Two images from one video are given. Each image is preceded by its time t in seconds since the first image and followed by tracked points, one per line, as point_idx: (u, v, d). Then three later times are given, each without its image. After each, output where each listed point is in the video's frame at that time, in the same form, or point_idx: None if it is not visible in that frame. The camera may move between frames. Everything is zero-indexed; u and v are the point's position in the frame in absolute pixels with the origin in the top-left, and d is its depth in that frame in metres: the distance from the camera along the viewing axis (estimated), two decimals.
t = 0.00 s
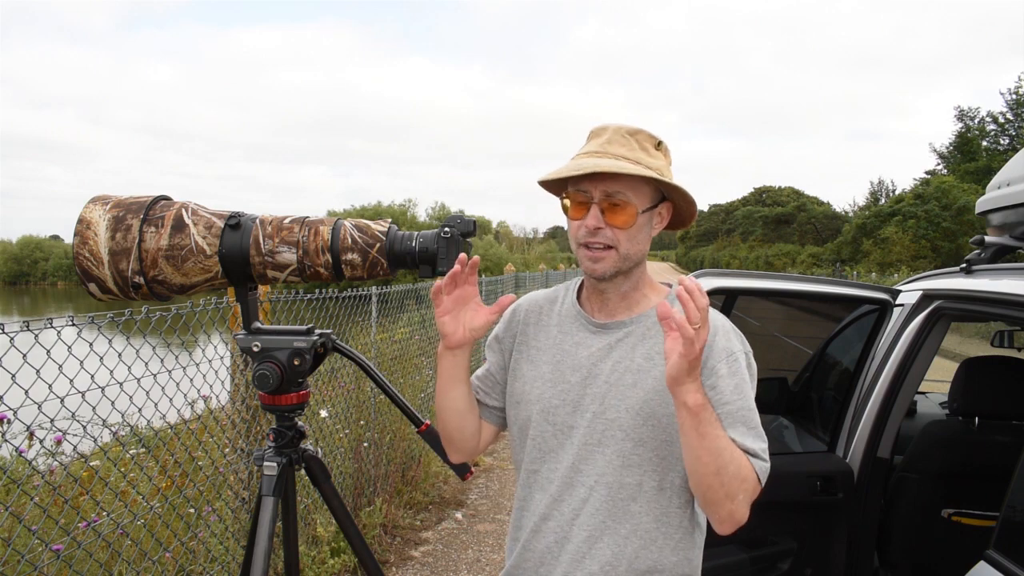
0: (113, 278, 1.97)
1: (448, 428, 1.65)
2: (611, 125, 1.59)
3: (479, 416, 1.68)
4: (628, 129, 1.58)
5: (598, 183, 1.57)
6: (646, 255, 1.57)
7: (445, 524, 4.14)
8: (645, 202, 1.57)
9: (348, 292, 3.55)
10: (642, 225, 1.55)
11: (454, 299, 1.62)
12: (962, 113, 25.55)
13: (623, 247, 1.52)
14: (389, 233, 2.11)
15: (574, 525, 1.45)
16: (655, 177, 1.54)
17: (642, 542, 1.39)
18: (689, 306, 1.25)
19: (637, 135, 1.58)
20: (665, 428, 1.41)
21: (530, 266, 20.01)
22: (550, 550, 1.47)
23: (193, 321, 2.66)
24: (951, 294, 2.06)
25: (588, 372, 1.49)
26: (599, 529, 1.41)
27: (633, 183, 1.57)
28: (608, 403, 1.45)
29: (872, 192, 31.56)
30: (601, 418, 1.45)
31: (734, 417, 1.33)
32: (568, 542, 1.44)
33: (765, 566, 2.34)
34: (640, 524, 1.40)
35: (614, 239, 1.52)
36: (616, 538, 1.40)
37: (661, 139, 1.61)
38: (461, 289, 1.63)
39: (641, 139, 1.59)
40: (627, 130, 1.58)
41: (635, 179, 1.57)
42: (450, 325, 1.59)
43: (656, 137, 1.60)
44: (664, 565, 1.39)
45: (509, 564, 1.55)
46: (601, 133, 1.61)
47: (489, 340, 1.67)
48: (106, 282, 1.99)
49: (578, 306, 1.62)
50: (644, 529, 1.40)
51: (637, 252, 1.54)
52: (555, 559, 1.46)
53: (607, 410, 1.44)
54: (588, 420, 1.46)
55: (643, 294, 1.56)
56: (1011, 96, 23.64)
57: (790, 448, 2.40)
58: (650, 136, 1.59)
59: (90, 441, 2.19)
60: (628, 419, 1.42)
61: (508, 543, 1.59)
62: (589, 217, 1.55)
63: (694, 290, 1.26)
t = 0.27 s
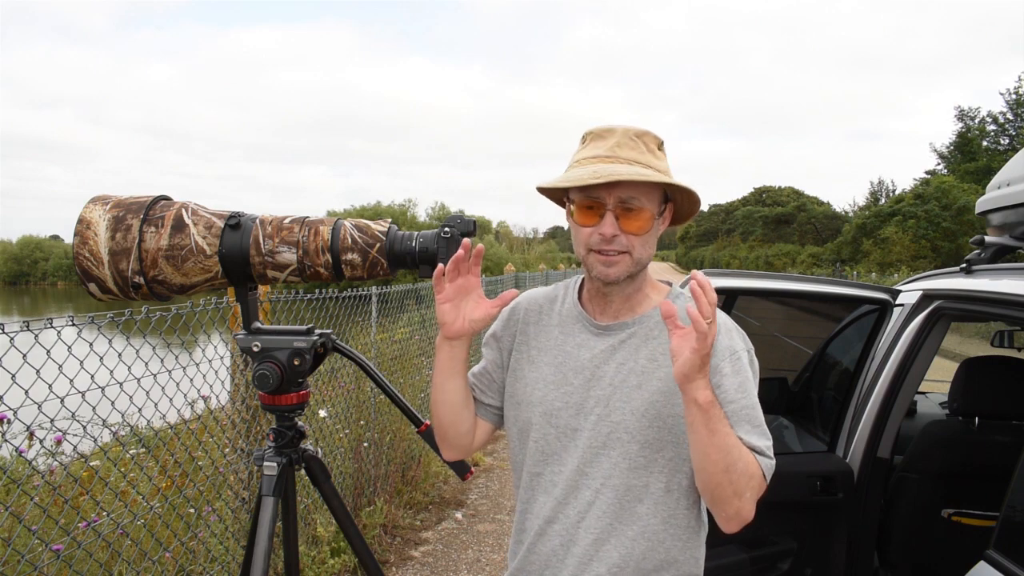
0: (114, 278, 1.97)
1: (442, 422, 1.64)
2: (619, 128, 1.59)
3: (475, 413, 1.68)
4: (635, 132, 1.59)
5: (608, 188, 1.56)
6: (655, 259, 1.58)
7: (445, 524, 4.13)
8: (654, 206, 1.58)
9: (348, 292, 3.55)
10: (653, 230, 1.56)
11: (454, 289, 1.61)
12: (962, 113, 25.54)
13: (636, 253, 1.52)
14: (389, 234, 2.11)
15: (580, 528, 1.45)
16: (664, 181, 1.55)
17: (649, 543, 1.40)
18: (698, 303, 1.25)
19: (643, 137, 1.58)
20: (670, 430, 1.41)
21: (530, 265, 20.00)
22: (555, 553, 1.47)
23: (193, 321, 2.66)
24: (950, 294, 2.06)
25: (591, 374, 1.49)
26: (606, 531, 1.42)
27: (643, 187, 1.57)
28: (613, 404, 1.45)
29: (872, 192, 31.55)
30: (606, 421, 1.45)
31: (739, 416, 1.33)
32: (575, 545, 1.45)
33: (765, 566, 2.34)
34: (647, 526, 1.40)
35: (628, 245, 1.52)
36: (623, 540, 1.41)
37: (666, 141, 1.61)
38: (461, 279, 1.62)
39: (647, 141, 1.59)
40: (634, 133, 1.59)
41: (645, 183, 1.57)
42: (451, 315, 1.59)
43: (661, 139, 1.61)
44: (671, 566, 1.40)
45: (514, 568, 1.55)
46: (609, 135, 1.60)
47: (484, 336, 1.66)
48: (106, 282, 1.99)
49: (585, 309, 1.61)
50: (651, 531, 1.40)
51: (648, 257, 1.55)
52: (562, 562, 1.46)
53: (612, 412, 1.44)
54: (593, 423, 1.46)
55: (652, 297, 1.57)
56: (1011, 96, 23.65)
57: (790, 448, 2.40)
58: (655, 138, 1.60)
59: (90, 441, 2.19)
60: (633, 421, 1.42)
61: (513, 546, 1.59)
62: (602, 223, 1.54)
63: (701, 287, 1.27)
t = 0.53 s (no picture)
0: (114, 278, 1.97)
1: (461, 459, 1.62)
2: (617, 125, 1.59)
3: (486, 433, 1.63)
4: (634, 129, 1.58)
5: (607, 184, 1.56)
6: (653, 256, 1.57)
7: (445, 524, 4.13)
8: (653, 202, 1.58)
9: (348, 292, 3.55)
10: (651, 226, 1.56)
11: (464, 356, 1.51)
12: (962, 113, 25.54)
13: (633, 249, 1.51)
14: (389, 233, 2.11)
15: (580, 534, 1.45)
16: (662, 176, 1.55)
17: (650, 549, 1.41)
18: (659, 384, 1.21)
19: (642, 133, 1.58)
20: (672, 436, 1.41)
21: (530, 265, 20.00)
22: (555, 559, 1.47)
23: (193, 321, 2.66)
24: (950, 294, 2.06)
25: (592, 379, 1.48)
26: (608, 538, 1.42)
27: (641, 183, 1.57)
28: (615, 410, 1.44)
29: (872, 192, 31.56)
30: (608, 426, 1.44)
31: (735, 426, 1.35)
32: (575, 551, 1.45)
33: (765, 566, 2.34)
34: (648, 532, 1.42)
35: (625, 241, 1.51)
36: (624, 547, 1.42)
37: (664, 139, 1.61)
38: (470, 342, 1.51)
39: (646, 138, 1.59)
40: (633, 129, 1.58)
41: (643, 179, 1.57)
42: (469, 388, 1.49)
43: (660, 136, 1.60)
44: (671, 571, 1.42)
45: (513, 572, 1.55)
46: (607, 132, 1.60)
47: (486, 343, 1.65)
48: (106, 283, 1.99)
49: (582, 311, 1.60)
50: (651, 537, 1.42)
51: (644, 255, 1.54)
52: (562, 567, 1.46)
53: (614, 419, 1.44)
54: (594, 428, 1.45)
55: (650, 297, 1.56)
56: (1011, 96, 23.66)
57: (790, 448, 2.40)
58: (654, 135, 1.59)
59: (90, 441, 2.19)
60: (635, 428, 1.42)
61: (511, 550, 1.59)
62: (600, 219, 1.54)
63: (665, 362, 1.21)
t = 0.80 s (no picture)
0: (114, 278, 1.97)
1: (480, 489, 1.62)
2: (608, 122, 1.59)
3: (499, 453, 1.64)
4: (625, 125, 1.58)
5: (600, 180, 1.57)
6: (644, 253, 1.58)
7: (445, 524, 4.14)
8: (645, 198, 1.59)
9: (348, 292, 3.55)
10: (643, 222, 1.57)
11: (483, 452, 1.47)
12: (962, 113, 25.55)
13: (625, 245, 1.52)
14: (389, 233, 2.11)
15: (577, 538, 1.47)
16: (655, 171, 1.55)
17: (647, 552, 1.42)
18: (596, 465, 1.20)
19: (633, 130, 1.58)
20: (667, 438, 1.40)
21: (530, 265, 20.01)
22: (553, 563, 1.48)
23: (193, 321, 2.66)
24: (951, 294, 2.06)
25: (587, 384, 1.48)
26: (604, 542, 1.43)
27: (634, 178, 1.58)
28: (609, 413, 1.44)
29: (872, 192, 31.56)
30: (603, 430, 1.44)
31: (723, 429, 1.36)
32: (573, 555, 1.46)
33: (765, 566, 2.34)
34: (645, 534, 1.42)
35: (618, 236, 1.52)
36: (621, 550, 1.42)
37: (654, 137, 1.61)
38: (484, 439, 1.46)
39: (637, 135, 1.59)
40: (625, 126, 1.58)
41: (635, 175, 1.58)
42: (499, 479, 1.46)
43: (650, 134, 1.61)
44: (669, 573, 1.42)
45: None
46: (598, 130, 1.60)
47: (488, 354, 1.67)
48: (106, 282, 1.99)
49: (575, 313, 1.60)
50: (648, 540, 1.42)
51: (638, 250, 1.55)
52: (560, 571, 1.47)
53: (608, 422, 1.43)
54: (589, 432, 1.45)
55: (643, 294, 1.56)
56: (1011, 96, 23.67)
57: (790, 448, 2.40)
58: (645, 133, 1.60)
59: (90, 441, 2.19)
60: (629, 431, 1.41)
61: (511, 554, 1.60)
62: (592, 215, 1.55)
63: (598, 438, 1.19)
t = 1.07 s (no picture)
0: (114, 278, 1.97)
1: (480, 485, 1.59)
2: (601, 123, 1.59)
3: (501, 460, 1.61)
4: (618, 127, 1.58)
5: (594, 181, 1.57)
6: (638, 254, 1.58)
7: (445, 524, 4.14)
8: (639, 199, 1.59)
9: (348, 292, 3.55)
10: (637, 223, 1.57)
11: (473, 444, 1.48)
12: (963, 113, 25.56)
13: (619, 246, 1.52)
14: (389, 233, 2.11)
15: (575, 537, 1.47)
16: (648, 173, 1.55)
17: (644, 552, 1.41)
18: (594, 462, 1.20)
19: (626, 132, 1.58)
20: (662, 437, 1.40)
21: (530, 265, 20.01)
22: (551, 563, 1.48)
23: (193, 321, 2.66)
24: (951, 294, 2.06)
25: (583, 384, 1.47)
26: (602, 541, 1.43)
27: (626, 179, 1.57)
28: (605, 413, 1.44)
29: (872, 192, 31.57)
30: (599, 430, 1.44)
31: (718, 428, 1.35)
32: (571, 555, 1.46)
33: (765, 566, 2.34)
34: (642, 534, 1.41)
35: (612, 237, 1.52)
36: (618, 549, 1.42)
37: (647, 138, 1.61)
38: (473, 431, 1.48)
39: (630, 137, 1.59)
40: (617, 128, 1.58)
41: (628, 176, 1.58)
42: (485, 474, 1.47)
43: (643, 136, 1.61)
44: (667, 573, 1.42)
45: None
46: (591, 131, 1.60)
47: (488, 355, 1.68)
48: (106, 282, 1.99)
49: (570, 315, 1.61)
50: (645, 540, 1.42)
51: (631, 251, 1.55)
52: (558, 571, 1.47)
53: (603, 422, 1.43)
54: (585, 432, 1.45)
55: (638, 294, 1.56)
56: (1011, 96, 23.69)
57: (790, 448, 2.40)
58: (637, 134, 1.59)
59: (90, 441, 2.19)
60: (625, 431, 1.41)
61: (510, 554, 1.60)
62: (586, 216, 1.55)
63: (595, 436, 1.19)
